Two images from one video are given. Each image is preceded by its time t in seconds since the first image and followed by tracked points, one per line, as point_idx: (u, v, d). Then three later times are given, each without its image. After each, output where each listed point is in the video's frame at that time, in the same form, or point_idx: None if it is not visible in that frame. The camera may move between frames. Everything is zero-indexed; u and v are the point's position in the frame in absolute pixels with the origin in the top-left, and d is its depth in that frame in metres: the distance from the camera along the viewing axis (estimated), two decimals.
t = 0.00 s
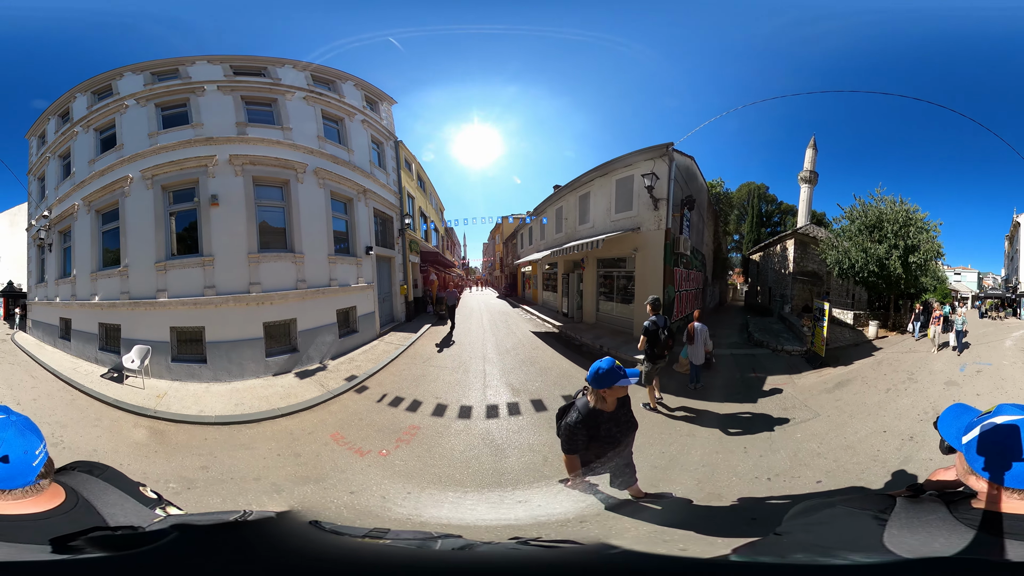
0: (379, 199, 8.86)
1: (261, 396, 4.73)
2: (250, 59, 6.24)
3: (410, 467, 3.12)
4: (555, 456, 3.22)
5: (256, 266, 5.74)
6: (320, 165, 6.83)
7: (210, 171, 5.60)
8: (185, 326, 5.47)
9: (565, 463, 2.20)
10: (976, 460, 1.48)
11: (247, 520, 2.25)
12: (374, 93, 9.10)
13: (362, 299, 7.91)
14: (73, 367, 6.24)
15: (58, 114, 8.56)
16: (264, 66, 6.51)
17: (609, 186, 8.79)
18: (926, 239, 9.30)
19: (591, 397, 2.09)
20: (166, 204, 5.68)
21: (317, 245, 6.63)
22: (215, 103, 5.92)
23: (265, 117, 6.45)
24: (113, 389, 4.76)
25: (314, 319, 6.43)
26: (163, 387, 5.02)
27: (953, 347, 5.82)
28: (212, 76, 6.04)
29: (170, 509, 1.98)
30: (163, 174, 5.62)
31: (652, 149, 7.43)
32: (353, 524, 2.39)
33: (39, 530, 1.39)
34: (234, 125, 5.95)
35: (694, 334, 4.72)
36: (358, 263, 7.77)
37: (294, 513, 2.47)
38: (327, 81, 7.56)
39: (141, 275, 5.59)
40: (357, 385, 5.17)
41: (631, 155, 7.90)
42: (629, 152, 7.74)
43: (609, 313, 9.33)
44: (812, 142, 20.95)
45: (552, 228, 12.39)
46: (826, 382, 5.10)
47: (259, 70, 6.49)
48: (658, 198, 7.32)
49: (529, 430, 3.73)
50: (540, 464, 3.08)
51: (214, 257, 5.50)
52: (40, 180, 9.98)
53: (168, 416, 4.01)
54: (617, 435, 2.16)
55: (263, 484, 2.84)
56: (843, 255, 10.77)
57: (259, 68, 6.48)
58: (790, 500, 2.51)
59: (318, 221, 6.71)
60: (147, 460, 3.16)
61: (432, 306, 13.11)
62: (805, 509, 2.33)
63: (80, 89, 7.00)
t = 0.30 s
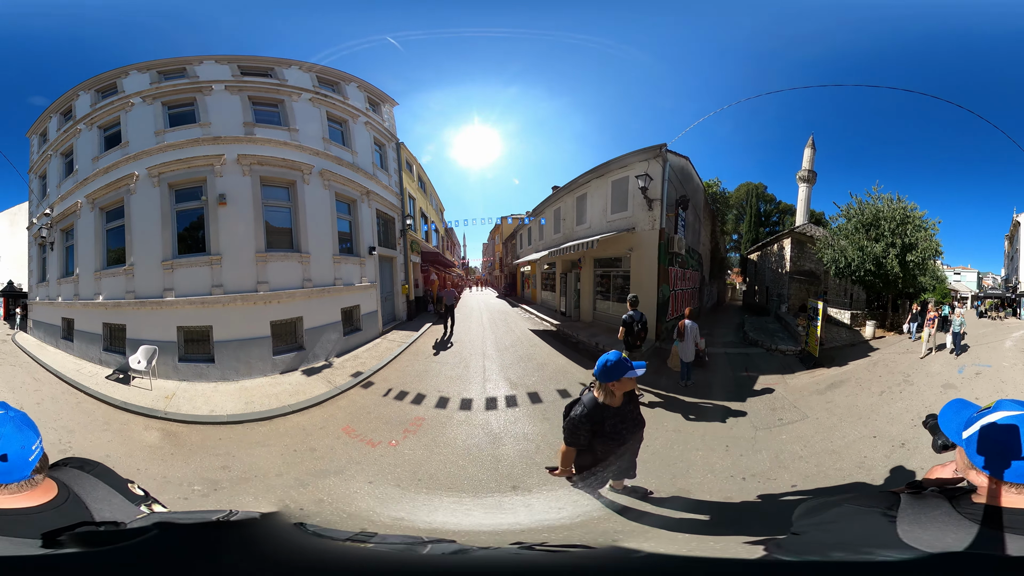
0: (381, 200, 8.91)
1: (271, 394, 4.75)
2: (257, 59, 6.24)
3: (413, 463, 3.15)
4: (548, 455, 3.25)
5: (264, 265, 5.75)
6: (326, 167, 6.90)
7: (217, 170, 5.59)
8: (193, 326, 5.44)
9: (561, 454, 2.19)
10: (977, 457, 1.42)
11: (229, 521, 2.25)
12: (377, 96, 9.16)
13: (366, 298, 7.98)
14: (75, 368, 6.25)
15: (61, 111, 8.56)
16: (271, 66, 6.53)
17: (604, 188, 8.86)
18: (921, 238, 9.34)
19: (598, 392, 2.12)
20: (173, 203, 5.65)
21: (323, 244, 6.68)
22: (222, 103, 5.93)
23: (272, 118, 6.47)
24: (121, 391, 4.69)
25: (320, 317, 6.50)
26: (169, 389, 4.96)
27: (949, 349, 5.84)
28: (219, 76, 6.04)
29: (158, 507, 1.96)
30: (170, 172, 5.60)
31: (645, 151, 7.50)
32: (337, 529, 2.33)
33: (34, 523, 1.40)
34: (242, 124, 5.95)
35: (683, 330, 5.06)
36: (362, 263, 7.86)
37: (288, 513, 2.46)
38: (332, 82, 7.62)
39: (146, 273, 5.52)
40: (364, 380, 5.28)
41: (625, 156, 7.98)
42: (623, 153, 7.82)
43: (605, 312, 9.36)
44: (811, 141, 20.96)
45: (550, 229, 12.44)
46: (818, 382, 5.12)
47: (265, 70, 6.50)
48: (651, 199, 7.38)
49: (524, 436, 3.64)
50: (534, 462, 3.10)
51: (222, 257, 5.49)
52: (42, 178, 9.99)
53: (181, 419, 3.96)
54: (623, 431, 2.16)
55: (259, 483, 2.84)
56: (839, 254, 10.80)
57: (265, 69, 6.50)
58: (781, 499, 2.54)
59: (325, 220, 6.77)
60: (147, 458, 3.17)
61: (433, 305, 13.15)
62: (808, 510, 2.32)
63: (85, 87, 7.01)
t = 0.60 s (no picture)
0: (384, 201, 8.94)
1: (279, 394, 4.75)
2: (263, 59, 6.28)
3: (418, 459, 3.20)
4: (548, 453, 3.28)
5: (269, 265, 5.78)
6: (331, 167, 6.94)
7: (222, 169, 5.59)
8: (196, 326, 5.42)
9: (566, 466, 2.14)
10: (969, 460, 1.32)
11: (209, 525, 2.05)
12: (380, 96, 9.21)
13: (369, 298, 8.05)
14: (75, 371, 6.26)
15: (62, 110, 8.56)
16: (276, 66, 6.57)
17: (603, 190, 8.89)
18: (918, 238, 9.33)
19: (597, 399, 2.11)
20: (178, 201, 5.64)
21: (328, 245, 6.76)
22: (227, 102, 5.92)
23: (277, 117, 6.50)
24: (123, 393, 4.67)
25: (325, 316, 6.57)
26: (172, 389, 4.97)
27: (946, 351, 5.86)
28: (224, 76, 6.04)
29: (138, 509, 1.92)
30: (174, 170, 5.57)
31: (642, 153, 7.54)
32: (327, 535, 2.20)
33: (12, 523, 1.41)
34: (247, 123, 5.96)
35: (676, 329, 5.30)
36: (365, 263, 7.91)
37: (288, 512, 2.46)
38: (336, 83, 7.66)
39: (150, 273, 5.53)
40: (370, 377, 5.34)
41: (622, 158, 8.02)
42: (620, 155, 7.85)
43: (604, 312, 9.40)
44: (809, 141, 21.01)
45: (550, 230, 12.44)
46: (812, 383, 5.13)
47: (270, 70, 6.53)
48: (648, 200, 7.41)
49: (521, 426, 3.84)
50: (532, 460, 3.13)
51: (227, 256, 5.48)
52: (42, 177, 10.00)
53: (189, 421, 3.91)
54: (625, 435, 2.20)
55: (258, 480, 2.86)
56: (836, 254, 10.81)
57: (271, 69, 6.54)
58: (773, 498, 2.56)
59: (329, 221, 6.83)
60: (149, 456, 3.20)
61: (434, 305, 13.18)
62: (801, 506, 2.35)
63: (86, 85, 7.02)
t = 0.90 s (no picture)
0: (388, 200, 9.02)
1: (286, 396, 4.74)
2: (269, 57, 6.33)
3: (414, 456, 3.24)
4: (544, 450, 3.30)
5: (275, 264, 5.81)
6: (336, 166, 7.02)
7: (226, 164, 5.58)
8: (198, 328, 5.41)
9: (588, 471, 2.28)
10: (920, 452, 1.21)
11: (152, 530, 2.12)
12: (384, 96, 9.26)
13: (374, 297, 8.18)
14: (73, 372, 6.28)
15: (61, 107, 8.57)
16: (282, 64, 6.64)
17: (603, 192, 8.92)
18: (913, 237, 9.32)
19: (603, 399, 2.12)
20: (178, 196, 5.61)
21: (334, 245, 6.85)
22: (231, 98, 5.91)
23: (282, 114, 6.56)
24: (123, 398, 4.65)
25: (331, 316, 6.65)
26: (173, 392, 4.99)
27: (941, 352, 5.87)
28: (227, 73, 6.05)
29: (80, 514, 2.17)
30: (175, 166, 5.54)
31: (640, 157, 7.58)
32: (284, 540, 2.22)
33: None
34: (252, 119, 5.97)
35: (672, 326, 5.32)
36: (369, 262, 8.00)
37: (291, 522, 2.41)
38: (343, 82, 7.75)
39: (149, 272, 5.53)
40: (381, 377, 5.40)
41: (622, 161, 8.05)
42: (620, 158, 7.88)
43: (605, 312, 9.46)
44: (807, 142, 21.08)
45: (551, 232, 12.48)
46: (804, 381, 5.16)
47: (276, 68, 6.58)
48: (646, 203, 7.44)
49: (529, 419, 3.99)
50: (526, 458, 3.16)
51: (231, 254, 5.48)
52: (42, 175, 10.01)
53: (191, 427, 3.82)
54: (636, 430, 2.23)
55: (251, 487, 2.85)
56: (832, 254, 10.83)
57: (276, 67, 6.59)
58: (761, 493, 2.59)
59: (334, 221, 6.90)
60: (145, 461, 3.20)
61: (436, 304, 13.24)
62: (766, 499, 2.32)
63: (85, 83, 7.02)
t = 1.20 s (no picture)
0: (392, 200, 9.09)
1: (294, 399, 4.76)
2: (275, 55, 6.37)
3: (412, 454, 3.27)
4: (541, 447, 3.34)
5: (282, 262, 5.85)
6: (343, 164, 7.09)
7: (230, 159, 5.58)
8: (201, 330, 5.43)
9: (599, 462, 2.31)
10: (888, 447, 1.19)
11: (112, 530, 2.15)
12: (389, 96, 9.29)
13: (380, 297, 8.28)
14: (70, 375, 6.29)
15: (59, 105, 8.57)
16: (288, 62, 6.68)
17: (603, 194, 8.94)
18: (908, 238, 9.35)
19: (612, 392, 2.17)
20: (179, 192, 5.61)
21: (341, 245, 6.97)
22: (236, 95, 5.93)
23: (288, 112, 6.59)
24: (122, 403, 4.62)
25: (337, 316, 6.72)
26: (176, 396, 5.01)
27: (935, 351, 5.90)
28: (232, 69, 6.03)
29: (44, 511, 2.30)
30: (174, 161, 5.54)
31: (638, 159, 7.63)
32: (238, 541, 2.19)
33: None
34: (257, 116, 5.98)
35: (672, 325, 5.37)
36: (373, 262, 8.07)
37: (296, 523, 2.42)
38: (349, 82, 7.83)
39: (147, 272, 5.52)
40: (390, 377, 5.43)
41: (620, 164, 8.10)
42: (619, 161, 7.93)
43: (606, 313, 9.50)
44: (805, 142, 21.15)
45: (552, 232, 12.50)
46: (797, 378, 5.21)
47: (282, 66, 6.63)
48: (644, 206, 7.48)
49: (537, 412, 4.12)
50: (522, 455, 3.18)
51: (236, 251, 5.49)
52: (38, 173, 9.98)
53: (195, 434, 3.79)
54: (641, 423, 2.27)
55: (253, 487, 2.88)
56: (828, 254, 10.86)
57: (282, 64, 6.63)
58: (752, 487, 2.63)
59: (340, 219, 6.99)
60: (139, 468, 3.17)
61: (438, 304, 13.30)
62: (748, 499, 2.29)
63: (83, 80, 7.02)
